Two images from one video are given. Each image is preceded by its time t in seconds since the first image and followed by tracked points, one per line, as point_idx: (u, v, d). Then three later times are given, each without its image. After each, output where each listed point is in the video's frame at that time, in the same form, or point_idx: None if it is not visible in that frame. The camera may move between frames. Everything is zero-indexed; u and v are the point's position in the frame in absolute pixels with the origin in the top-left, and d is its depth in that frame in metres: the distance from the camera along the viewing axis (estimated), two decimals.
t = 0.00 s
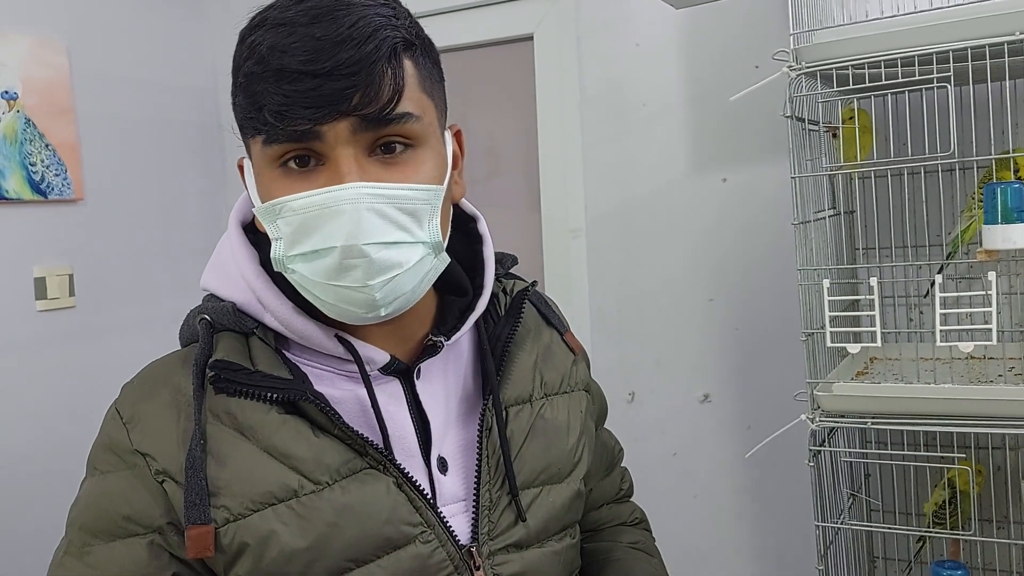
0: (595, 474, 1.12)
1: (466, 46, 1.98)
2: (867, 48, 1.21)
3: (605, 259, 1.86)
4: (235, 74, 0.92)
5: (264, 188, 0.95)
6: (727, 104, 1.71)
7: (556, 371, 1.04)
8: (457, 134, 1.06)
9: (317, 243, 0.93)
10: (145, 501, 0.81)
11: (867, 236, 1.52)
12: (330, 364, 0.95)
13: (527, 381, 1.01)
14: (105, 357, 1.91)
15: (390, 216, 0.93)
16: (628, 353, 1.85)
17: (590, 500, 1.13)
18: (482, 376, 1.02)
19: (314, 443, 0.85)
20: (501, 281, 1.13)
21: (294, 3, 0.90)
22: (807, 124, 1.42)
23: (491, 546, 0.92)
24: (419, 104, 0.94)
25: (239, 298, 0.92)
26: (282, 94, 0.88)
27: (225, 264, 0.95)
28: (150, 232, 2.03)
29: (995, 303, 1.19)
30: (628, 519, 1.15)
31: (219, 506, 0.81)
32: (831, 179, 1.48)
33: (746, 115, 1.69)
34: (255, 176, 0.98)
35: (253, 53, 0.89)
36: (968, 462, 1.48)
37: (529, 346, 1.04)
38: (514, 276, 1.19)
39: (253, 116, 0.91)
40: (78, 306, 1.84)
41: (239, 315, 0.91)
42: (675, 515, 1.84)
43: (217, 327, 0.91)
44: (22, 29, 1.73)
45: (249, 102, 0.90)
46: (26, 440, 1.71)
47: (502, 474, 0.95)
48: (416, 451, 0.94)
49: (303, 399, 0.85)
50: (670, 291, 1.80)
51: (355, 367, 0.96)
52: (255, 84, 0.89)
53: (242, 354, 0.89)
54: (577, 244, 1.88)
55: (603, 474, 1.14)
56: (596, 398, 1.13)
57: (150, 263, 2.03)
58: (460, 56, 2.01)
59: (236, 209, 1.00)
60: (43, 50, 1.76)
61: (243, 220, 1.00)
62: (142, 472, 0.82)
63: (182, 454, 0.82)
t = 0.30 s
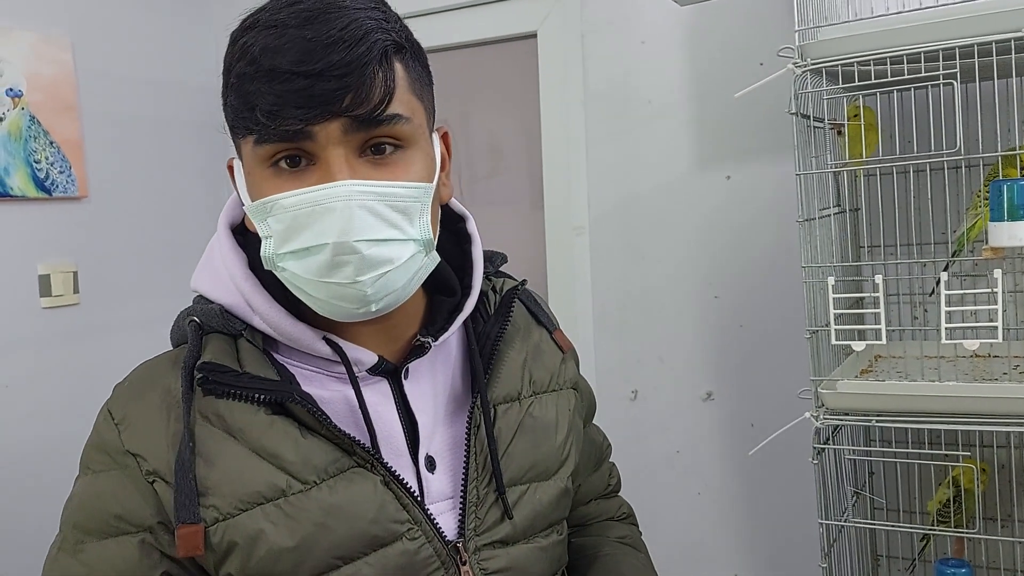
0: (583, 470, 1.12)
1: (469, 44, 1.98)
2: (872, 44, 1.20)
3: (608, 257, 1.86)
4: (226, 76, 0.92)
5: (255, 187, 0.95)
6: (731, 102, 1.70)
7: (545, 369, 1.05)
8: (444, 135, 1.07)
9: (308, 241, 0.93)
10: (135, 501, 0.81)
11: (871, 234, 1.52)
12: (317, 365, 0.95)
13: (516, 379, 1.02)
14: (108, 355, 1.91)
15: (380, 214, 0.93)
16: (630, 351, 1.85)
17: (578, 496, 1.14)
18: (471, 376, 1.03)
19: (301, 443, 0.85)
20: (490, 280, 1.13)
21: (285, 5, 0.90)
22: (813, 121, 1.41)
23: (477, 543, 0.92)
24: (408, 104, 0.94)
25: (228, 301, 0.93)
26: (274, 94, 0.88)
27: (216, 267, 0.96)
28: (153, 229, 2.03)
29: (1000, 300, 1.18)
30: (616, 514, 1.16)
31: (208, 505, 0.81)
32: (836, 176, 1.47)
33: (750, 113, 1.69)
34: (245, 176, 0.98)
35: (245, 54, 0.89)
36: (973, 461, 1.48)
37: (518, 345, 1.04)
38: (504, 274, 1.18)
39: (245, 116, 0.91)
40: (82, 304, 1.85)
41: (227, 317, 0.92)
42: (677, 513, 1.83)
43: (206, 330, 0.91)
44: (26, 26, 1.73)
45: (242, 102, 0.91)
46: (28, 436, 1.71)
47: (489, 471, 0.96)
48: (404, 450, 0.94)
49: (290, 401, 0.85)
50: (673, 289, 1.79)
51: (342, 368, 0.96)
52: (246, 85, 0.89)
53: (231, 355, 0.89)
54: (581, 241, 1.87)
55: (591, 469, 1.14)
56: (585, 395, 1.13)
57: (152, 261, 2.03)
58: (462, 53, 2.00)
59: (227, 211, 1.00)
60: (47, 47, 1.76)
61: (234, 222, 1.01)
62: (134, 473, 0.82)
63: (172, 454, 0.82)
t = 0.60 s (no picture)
0: (599, 467, 1.13)
1: (472, 40, 1.97)
2: (878, 39, 1.19)
3: (612, 255, 1.85)
4: (228, 81, 0.96)
5: (260, 186, 0.99)
6: (735, 99, 1.70)
7: (559, 365, 1.06)
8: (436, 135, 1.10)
9: (312, 234, 0.96)
10: (162, 491, 0.85)
11: (876, 231, 1.51)
12: (335, 359, 0.99)
13: (530, 374, 1.03)
14: (110, 352, 1.90)
15: (381, 207, 0.97)
16: (633, 350, 1.85)
17: (594, 494, 1.14)
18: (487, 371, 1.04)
19: (320, 432, 0.90)
20: (506, 280, 1.13)
21: (282, 11, 0.94)
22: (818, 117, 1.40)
23: (494, 532, 0.94)
24: (403, 102, 0.98)
25: (249, 300, 0.97)
26: (275, 95, 0.92)
27: (236, 271, 1.01)
28: (155, 226, 2.02)
29: (1007, 298, 1.17)
30: (632, 514, 1.16)
31: (231, 492, 0.85)
32: (841, 173, 1.46)
33: (754, 110, 1.68)
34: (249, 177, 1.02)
35: (245, 59, 0.93)
36: (978, 460, 1.47)
37: (532, 341, 1.06)
38: (519, 273, 1.18)
39: (248, 117, 0.95)
40: (81, 300, 1.83)
41: (249, 316, 0.95)
42: (681, 512, 1.82)
43: (230, 328, 0.95)
44: (26, 21, 1.72)
45: (244, 104, 0.94)
46: (28, 434, 1.69)
47: (505, 462, 0.98)
48: (421, 440, 0.97)
49: (310, 393, 0.90)
50: (676, 287, 1.79)
51: (359, 362, 0.99)
52: (248, 88, 0.93)
53: (254, 351, 0.93)
54: (584, 238, 1.86)
55: (608, 468, 1.14)
56: (601, 393, 1.14)
57: (155, 258, 2.02)
58: (465, 50, 1.99)
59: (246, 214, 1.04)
60: (47, 42, 1.75)
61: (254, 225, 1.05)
62: (160, 463, 0.86)
63: (197, 444, 0.87)
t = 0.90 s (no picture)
0: (612, 459, 1.13)
1: (473, 39, 1.96)
2: (879, 39, 1.19)
3: (615, 254, 1.84)
4: (284, 76, 0.94)
5: (305, 178, 0.98)
6: (736, 98, 1.69)
7: (573, 357, 1.06)
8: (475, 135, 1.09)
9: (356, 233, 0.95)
10: (189, 462, 0.86)
11: (878, 230, 1.51)
12: (358, 341, 0.99)
13: (545, 364, 1.03)
14: (109, 350, 1.89)
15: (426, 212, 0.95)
16: (635, 349, 1.84)
17: (607, 487, 1.14)
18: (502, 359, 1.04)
19: (343, 409, 0.90)
20: (522, 275, 1.13)
21: (341, 12, 0.92)
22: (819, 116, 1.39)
23: (506, 516, 0.94)
24: (454, 112, 0.96)
25: (278, 284, 0.97)
26: (330, 97, 0.90)
27: (266, 256, 1.00)
28: (156, 225, 2.02)
29: (1010, 297, 1.17)
30: (646, 509, 1.16)
31: (256, 463, 0.86)
32: (843, 172, 1.45)
33: (755, 109, 1.67)
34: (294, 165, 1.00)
35: (302, 56, 0.92)
36: (980, 459, 1.47)
37: (546, 332, 1.06)
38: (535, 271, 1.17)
39: (302, 113, 0.93)
40: (80, 299, 1.83)
41: (277, 298, 0.96)
42: (682, 511, 1.82)
43: (259, 310, 0.95)
44: (25, 18, 1.71)
45: (300, 100, 0.92)
46: (28, 433, 1.69)
47: (518, 449, 0.97)
48: (438, 423, 0.97)
49: (334, 371, 0.90)
50: (678, 286, 1.78)
51: (381, 345, 0.98)
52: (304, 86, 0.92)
53: (281, 331, 0.94)
54: (585, 237, 1.86)
55: (621, 461, 1.15)
56: (614, 387, 1.13)
57: (156, 255, 2.02)
58: (467, 48, 1.99)
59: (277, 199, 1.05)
60: (46, 41, 1.75)
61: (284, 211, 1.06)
62: (190, 435, 0.88)
63: (225, 417, 0.88)
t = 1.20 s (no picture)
0: (618, 457, 1.13)
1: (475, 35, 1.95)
2: (883, 34, 1.18)
3: (616, 252, 1.83)
4: (333, 86, 0.93)
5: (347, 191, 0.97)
6: (738, 95, 1.68)
7: (580, 353, 1.08)
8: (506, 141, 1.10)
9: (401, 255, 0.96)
10: (200, 446, 0.89)
11: (880, 229, 1.50)
12: (370, 333, 1.00)
13: (552, 359, 1.05)
14: (108, 347, 1.89)
15: (471, 237, 0.97)
16: (636, 347, 1.83)
17: (611, 484, 1.13)
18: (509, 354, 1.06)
19: (355, 398, 0.92)
20: (529, 273, 1.14)
21: (398, 27, 0.90)
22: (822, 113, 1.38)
23: (513, 508, 0.96)
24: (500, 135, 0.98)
25: (293, 274, 1.00)
26: (386, 120, 0.90)
27: (282, 246, 1.03)
28: (155, 222, 2.01)
29: (1015, 295, 1.16)
30: (651, 507, 1.15)
31: (267, 448, 0.89)
32: (845, 170, 1.44)
33: (758, 106, 1.66)
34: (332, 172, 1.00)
35: (355, 71, 0.91)
36: (983, 459, 1.45)
37: (554, 328, 1.08)
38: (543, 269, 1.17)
39: (353, 128, 0.92)
40: (79, 296, 1.82)
41: (292, 288, 0.98)
42: (683, 510, 1.81)
43: (274, 299, 0.98)
44: (24, 14, 1.71)
45: (352, 118, 0.92)
46: (25, 430, 1.68)
47: (525, 443, 0.99)
48: (447, 415, 0.98)
49: (346, 361, 0.92)
50: (679, 284, 1.77)
51: (392, 337, 1.00)
52: (357, 104, 0.92)
53: (294, 320, 0.96)
54: (586, 236, 1.85)
55: (625, 459, 1.15)
56: (620, 385, 1.15)
57: (156, 252, 2.01)
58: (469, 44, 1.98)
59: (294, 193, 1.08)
60: (45, 36, 1.74)
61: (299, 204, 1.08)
62: (202, 420, 0.91)
63: (238, 403, 0.91)
